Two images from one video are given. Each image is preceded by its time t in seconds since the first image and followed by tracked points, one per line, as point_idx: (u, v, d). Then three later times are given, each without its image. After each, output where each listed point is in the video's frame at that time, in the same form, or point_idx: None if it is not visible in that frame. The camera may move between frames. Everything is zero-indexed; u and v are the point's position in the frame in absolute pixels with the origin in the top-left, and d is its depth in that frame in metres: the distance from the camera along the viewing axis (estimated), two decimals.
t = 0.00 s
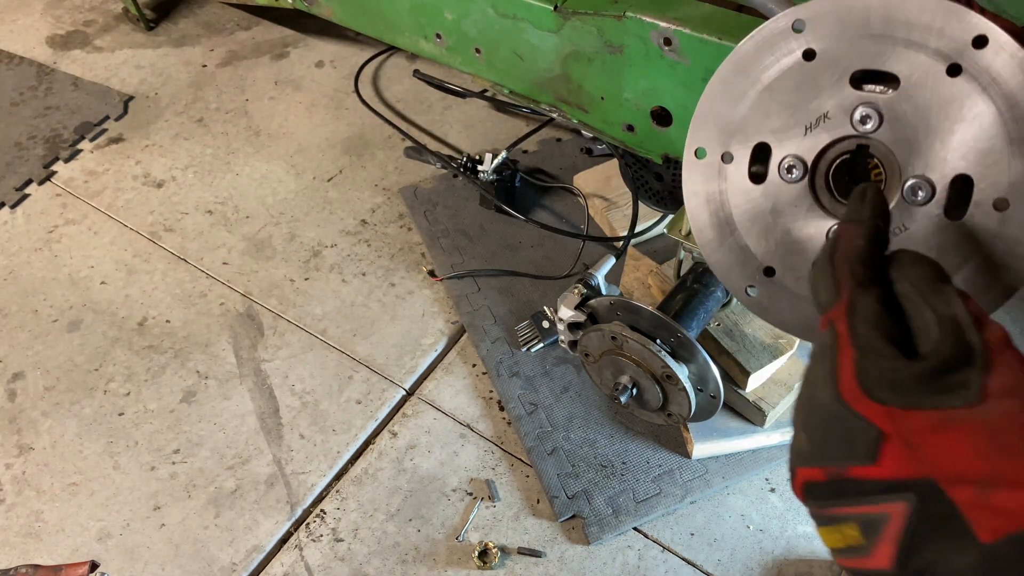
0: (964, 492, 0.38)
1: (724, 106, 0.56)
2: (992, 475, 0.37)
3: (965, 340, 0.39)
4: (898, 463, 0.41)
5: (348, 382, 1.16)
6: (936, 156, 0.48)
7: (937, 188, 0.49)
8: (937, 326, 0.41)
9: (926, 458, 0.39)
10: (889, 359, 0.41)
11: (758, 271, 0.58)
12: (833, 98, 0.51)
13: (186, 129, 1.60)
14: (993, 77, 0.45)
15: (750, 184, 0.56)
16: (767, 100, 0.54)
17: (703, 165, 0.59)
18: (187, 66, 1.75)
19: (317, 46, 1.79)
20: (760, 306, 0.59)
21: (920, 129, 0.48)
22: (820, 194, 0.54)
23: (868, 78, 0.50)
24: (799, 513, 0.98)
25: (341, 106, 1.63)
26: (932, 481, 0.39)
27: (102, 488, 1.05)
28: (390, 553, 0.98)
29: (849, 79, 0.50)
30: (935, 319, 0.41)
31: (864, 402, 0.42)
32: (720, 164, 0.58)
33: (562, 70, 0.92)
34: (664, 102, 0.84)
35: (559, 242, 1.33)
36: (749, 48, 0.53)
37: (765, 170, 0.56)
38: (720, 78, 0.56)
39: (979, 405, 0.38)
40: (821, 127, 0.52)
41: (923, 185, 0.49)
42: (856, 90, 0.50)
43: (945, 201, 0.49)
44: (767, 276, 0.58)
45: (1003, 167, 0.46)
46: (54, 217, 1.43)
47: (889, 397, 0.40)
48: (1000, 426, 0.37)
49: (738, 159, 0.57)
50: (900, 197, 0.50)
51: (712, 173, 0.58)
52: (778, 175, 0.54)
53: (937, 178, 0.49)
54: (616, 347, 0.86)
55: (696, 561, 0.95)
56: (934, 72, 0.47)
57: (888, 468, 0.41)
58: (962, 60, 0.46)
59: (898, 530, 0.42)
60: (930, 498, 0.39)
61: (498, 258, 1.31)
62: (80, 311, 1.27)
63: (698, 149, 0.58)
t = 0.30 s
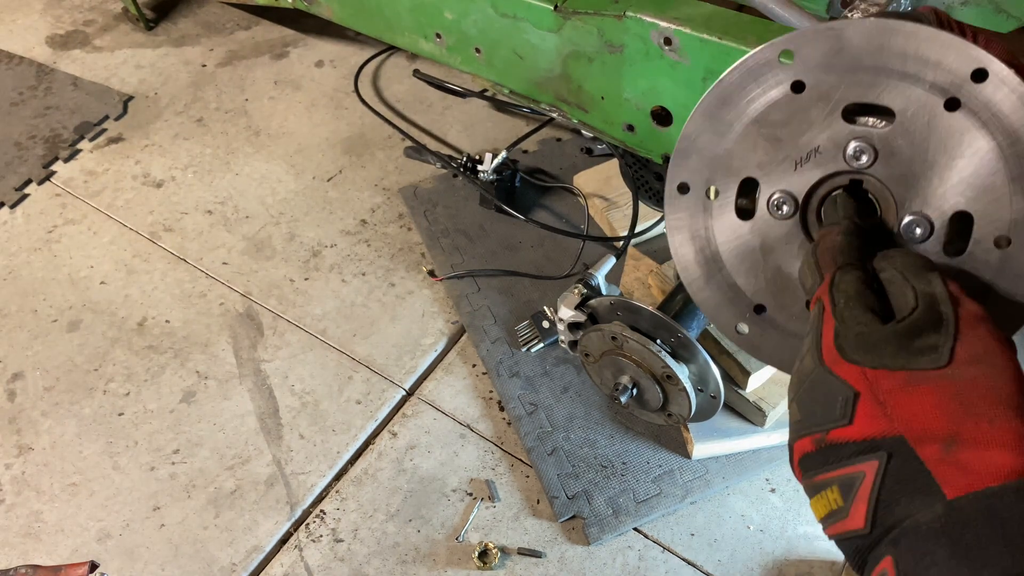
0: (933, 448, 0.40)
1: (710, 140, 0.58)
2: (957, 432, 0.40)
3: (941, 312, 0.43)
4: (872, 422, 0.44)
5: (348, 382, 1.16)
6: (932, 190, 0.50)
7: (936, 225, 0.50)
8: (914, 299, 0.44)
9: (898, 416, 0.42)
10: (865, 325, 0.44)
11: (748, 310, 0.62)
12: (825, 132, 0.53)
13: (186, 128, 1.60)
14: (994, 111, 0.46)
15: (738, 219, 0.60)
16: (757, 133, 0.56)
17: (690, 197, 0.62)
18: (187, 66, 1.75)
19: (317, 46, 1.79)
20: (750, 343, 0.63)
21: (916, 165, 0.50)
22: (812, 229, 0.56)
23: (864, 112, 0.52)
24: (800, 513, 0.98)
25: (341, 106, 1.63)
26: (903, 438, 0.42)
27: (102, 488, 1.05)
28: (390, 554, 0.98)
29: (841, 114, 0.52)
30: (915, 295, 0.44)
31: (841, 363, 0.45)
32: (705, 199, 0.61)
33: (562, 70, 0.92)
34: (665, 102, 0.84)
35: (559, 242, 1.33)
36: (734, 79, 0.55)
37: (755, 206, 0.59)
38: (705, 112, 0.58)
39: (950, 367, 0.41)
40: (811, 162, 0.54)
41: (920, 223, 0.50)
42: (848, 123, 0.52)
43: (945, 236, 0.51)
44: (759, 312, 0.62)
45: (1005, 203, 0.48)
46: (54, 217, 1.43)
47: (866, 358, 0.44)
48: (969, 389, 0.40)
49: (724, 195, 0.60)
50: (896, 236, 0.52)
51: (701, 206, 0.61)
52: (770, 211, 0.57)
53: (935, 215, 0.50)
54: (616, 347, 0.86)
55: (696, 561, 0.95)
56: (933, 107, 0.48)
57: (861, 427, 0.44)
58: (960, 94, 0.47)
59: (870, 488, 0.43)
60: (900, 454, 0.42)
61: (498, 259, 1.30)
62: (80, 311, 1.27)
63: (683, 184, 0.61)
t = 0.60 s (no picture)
0: (924, 475, 0.40)
1: (696, 162, 0.59)
2: (948, 459, 0.40)
3: (932, 335, 0.43)
4: (865, 447, 0.44)
5: (348, 382, 1.16)
6: (919, 209, 0.51)
7: (926, 244, 0.51)
8: (905, 322, 0.44)
9: (890, 442, 0.42)
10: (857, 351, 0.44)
11: (740, 330, 0.63)
12: (812, 152, 0.54)
13: (186, 128, 1.60)
14: (982, 130, 0.47)
15: (728, 239, 0.61)
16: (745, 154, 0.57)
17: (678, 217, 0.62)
18: (187, 66, 1.75)
19: (317, 46, 1.79)
20: (744, 362, 0.65)
21: (904, 185, 0.51)
22: (802, 249, 0.58)
23: (851, 132, 0.53)
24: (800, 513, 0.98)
25: (341, 106, 1.63)
26: (895, 464, 0.42)
27: (102, 488, 1.05)
28: (390, 554, 0.98)
29: (829, 135, 0.53)
30: (906, 317, 0.44)
31: (833, 389, 0.45)
32: (693, 221, 0.62)
33: (562, 70, 0.92)
34: (665, 102, 0.84)
35: (559, 242, 1.33)
36: (718, 100, 0.55)
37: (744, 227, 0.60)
38: (691, 134, 0.58)
39: (941, 394, 0.41)
40: (799, 183, 0.55)
41: (910, 242, 0.51)
42: (835, 143, 0.53)
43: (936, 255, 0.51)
44: (751, 332, 0.63)
45: (995, 222, 0.49)
46: (53, 217, 1.43)
47: (857, 385, 0.44)
48: (959, 416, 0.40)
49: (712, 217, 0.61)
50: (887, 255, 0.53)
51: (689, 228, 0.62)
52: (760, 231, 0.58)
53: (925, 234, 0.51)
54: (616, 347, 0.86)
55: (696, 561, 0.95)
56: (920, 126, 0.49)
57: (855, 452, 0.45)
58: (946, 113, 0.48)
59: (864, 513, 0.44)
60: (892, 480, 0.42)
61: (498, 258, 1.30)
62: (80, 311, 1.27)
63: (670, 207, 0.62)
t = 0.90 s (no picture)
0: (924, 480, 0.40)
1: (695, 162, 0.59)
2: (948, 465, 0.40)
3: (934, 340, 0.42)
4: (867, 453, 0.44)
5: (348, 382, 1.16)
6: (918, 212, 0.51)
7: (925, 245, 0.51)
8: (907, 326, 0.44)
9: (891, 448, 0.43)
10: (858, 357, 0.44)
11: (739, 333, 0.63)
12: (811, 153, 0.53)
13: (186, 128, 1.60)
14: (982, 132, 0.46)
15: (726, 241, 0.61)
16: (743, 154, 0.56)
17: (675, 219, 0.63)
18: (187, 66, 1.75)
19: (317, 46, 1.79)
20: (741, 365, 0.65)
21: (902, 186, 0.51)
22: (801, 251, 0.58)
23: (850, 133, 0.53)
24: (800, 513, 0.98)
25: (341, 106, 1.63)
26: (897, 469, 0.42)
27: (102, 488, 1.05)
28: (390, 554, 0.98)
29: (828, 136, 0.53)
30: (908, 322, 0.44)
31: (835, 395, 0.45)
32: (692, 222, 0.62)
33: (562, 70, 0.92)
34: (665, 102, 0.84)
35: (559, 242, 1.33)
36: (718, 99, 0.55)
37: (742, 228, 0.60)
38: (690, 135, 0.58)
39: (942, 399, 0.41)
40: (797, 185, 0.55)
41: (909, 244, 0.51)
42: (834, 144, 0.53)
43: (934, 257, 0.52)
44: (749, 333, 0.63)
45: (995, 224, 0.48)
46: (53, 217, 1.43)
47: (858, 390, 0.44)
48: (960, 421, 0.40)
49: (710, 217, 0.61)
50: (885, 257, 0.53)
51: (688, 228, 0.62)
52: (759, 233, 0.58)
53: (924, 237, 0.51)
54: (616, 347, 0.86)
55: (696, 561, 0.95)
56: (920, 127, 0.49)
57: (856, 457, 0.45)
58: (946, 114, 0.47)
59: (866, 518, 0.44)
60: (893, 486, 0.42)
61: (498, 259, 1.30)
62: (80, 311, 1.27)
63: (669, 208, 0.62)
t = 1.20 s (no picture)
0: None
1: (690, 145, 0.60)
2: None
3: None
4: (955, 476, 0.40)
5: (348, 382, 1.16)
6: (902, 197, 0.50)
7: (910, 228, 0.50)
8: None
9: (988, 474, 0.39)
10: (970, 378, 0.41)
11: (731, 312, 0.62)
12: (798, 136, 0.53)
13: (186, 128, 1.60)
14: (964, 117, 0.46)
15: (718, 221, 0.60)
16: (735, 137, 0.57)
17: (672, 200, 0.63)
18: (187, 66, 1.75)
19: (317, 46, 1.79)
20: (734, 345, 0.64)
21: (886, 171, 0.50)
22: (790, 234, 0.57)
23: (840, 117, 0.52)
24: (800, 513, 0.98)
25: (341, 106, 1.63)
26: (988, 499, 0.39)
27: (102, 488, 1.05)
28: (390, 554, 0.97)
29: (814, 119, 0.52)
30: None
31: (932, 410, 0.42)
32: (686, 204, 0.62)
33: (562, 69, 0.92)
34: (665, 102, 0.84)
35: (559, 242, 1.32)
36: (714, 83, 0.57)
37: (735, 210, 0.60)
38: (687, 117, 0.59)
39: None
40: (785, 168, 0.55)
41: (893, 228, 0.50)
42: (822, 127, 0.52)
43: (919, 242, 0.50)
44: (741, 315, 0.62)
45: (978, 209, 0.47)
46: (53, 217, 1.43)
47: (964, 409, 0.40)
48: None
49: (704, 199, 0.61)
50: (872, 241, 0.52)
51: (683, 211, 0.62)
52: (748, 215, 0.57)
53: (909, 221, 0.50)
54: (616, 347, 0.86)
55: (696, 561, 0.95)
56: (904, 112, 0.48)
57: (939, 478, 0.41)
58: (930, 99, 0.47)
59: (947, 543, 0.40)
60: (985, 516, 0.39)
61: (498, 258, 1.30)
62: (80, 311, 1.27)
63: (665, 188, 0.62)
